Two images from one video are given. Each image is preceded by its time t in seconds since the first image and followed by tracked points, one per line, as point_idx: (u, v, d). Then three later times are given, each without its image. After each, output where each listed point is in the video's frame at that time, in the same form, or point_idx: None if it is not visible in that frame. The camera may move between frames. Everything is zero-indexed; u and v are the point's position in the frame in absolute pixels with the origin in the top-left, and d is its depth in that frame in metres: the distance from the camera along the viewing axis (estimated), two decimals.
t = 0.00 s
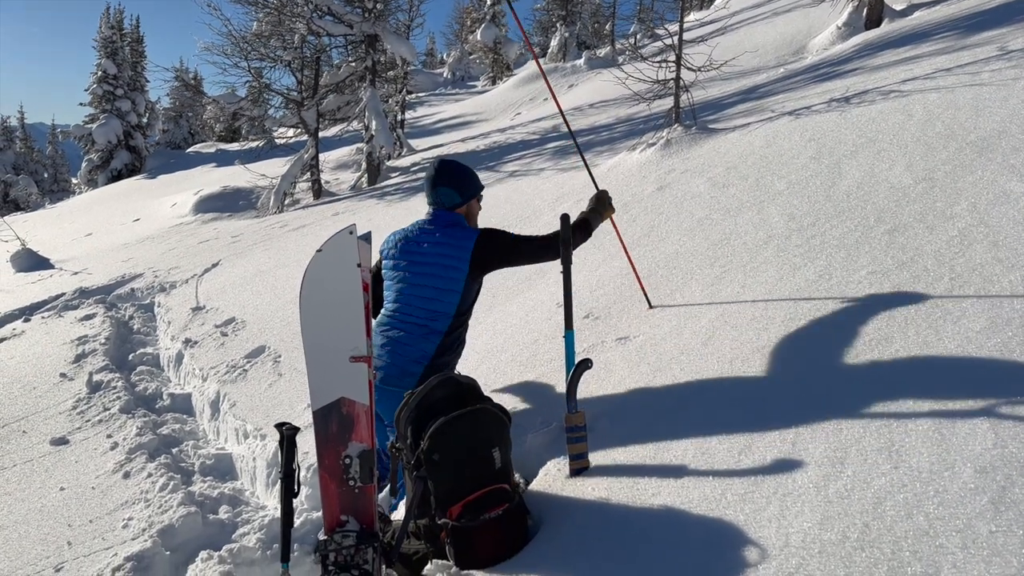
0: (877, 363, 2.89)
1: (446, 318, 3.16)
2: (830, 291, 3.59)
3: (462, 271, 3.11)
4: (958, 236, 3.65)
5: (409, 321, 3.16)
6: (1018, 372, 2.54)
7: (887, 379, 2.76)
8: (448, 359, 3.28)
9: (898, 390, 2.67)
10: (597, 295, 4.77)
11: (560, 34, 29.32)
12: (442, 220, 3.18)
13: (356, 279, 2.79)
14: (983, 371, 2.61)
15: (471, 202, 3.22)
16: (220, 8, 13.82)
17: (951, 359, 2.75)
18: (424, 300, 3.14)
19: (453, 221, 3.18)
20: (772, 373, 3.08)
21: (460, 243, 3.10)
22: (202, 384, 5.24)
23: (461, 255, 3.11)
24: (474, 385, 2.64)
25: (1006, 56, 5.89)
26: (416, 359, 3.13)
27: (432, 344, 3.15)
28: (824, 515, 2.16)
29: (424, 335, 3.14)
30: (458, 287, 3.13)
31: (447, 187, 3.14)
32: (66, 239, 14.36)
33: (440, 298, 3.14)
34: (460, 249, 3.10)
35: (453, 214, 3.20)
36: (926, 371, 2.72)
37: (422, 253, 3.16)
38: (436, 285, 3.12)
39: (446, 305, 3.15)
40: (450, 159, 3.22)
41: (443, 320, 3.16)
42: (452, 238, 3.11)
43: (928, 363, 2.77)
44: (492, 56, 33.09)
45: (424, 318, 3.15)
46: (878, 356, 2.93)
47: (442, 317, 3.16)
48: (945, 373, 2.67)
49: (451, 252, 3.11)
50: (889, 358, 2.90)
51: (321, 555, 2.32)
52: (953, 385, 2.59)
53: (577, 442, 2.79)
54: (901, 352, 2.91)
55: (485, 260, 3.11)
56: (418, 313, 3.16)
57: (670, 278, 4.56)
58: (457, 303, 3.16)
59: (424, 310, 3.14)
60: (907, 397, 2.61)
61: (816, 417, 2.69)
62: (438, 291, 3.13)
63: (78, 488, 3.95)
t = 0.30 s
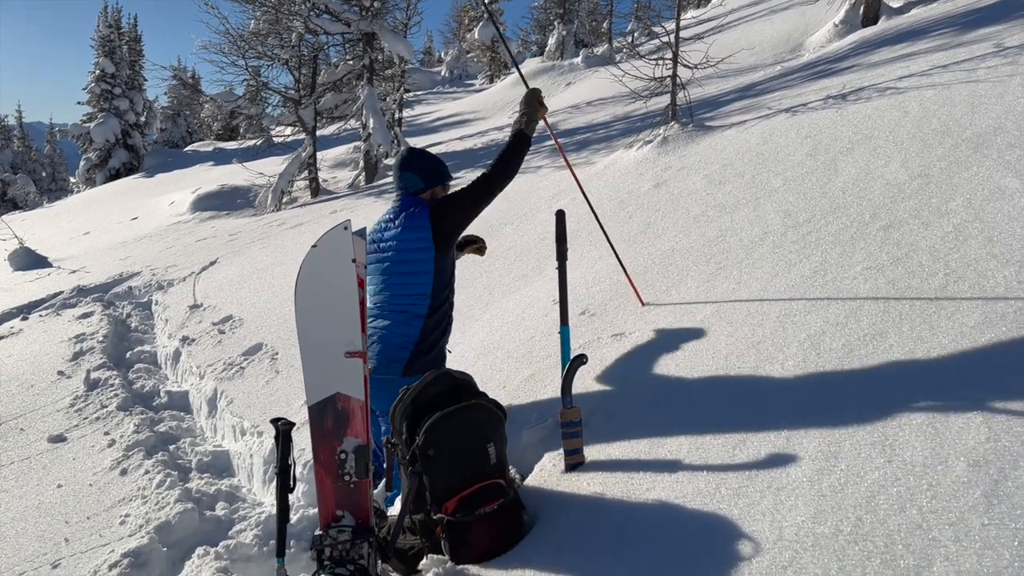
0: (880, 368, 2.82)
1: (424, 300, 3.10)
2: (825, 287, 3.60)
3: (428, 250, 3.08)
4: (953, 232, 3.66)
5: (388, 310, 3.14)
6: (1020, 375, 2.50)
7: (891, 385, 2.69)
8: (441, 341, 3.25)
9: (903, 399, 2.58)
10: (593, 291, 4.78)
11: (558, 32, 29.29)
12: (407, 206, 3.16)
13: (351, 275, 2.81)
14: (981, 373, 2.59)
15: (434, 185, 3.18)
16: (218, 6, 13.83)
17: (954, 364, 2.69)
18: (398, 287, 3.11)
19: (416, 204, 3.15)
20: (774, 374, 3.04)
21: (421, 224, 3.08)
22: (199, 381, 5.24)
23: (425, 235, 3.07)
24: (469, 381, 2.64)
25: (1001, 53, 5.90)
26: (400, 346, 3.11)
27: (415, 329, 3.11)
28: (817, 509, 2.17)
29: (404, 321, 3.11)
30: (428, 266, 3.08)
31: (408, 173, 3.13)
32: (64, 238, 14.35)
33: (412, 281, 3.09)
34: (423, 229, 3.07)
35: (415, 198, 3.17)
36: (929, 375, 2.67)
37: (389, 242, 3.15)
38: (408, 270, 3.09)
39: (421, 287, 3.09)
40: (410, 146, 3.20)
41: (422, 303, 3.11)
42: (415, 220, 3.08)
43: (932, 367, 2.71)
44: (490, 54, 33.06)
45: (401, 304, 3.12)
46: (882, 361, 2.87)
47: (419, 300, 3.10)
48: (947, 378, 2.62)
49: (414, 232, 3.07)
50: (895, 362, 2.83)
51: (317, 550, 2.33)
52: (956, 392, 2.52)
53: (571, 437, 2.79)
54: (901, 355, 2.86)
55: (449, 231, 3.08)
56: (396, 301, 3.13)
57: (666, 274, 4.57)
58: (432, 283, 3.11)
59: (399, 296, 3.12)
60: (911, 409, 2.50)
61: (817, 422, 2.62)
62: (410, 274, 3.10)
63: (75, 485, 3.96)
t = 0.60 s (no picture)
0: (884, 371, 2.77)
1: (396, 291, 3.00)
2: (821, 285, 3.62)
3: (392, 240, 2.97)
4: (949, 230, 3.67)
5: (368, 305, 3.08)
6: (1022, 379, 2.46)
7: (895, 388, 2.65)
8: (430, 326, 3.13)
9: (904, 407, 2.52)
10: (591, 290, 4.79)
11: (555, 32, 29.29)
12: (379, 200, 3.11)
13: (350, 273, 2.81)
14: (979, 376, 2.55)
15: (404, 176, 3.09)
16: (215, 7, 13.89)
17: (956, 368, 2.64)
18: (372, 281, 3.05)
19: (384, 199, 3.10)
20: (778, 374, 3.02)
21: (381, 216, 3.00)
22: (198, 381, 5.25)
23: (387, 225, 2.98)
24: (468, 378, 2.66)
25: (997, 52, 5.92)
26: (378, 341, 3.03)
27: (393, 319, 3.00)
28: (813, 505, 2.19)
29: (382, 313, 3.03)
30: (393, 256, 2.97)
31: (378, 168, 3.10)
32: (62, 238, 14.34)
33: (381, 273, 3.00)
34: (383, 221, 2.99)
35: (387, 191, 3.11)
36: (930, 377, 2.64)
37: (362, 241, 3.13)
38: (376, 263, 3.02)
39: (392, 278, 2.99)
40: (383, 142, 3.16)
41: (394, 293, 3.00)
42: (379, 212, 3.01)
43: (935, 370, 2.67)
44: (488, 54, 33.07)
45: (376, 298, 3.03)
46: (887, 364, 2.82)
47: (391, 292, 3.00)
48: (949, 382, 2.58)
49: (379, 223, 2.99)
50: (900, 365, 2.77)
51: (316, 548, 2.35)
52: (960, 396, 2.48)
53: (569, 435, 2.81)
54: (901, 358, 2.82)
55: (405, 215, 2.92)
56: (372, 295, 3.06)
57: (663, 273, 4.59)
58: (402, 272, 2.99)
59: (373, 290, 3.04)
60: (910, 417, 2.46)
61: (816, 425, 2.59)
62: (378, 266, 3.00)
63: (74, 485, 3.96)
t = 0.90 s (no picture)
0: (880, 372, 2.78)
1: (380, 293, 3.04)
2: (817, 285, 3.64)
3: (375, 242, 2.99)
4: (944, 230, 3.69)
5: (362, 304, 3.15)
6: (1017, 382, 2.46)
7: (891, 390, 2.65)
8: (420, 326, 3.13)
9: (900, 410, 2.52)
10: (588, 290, 4.81)
11: (553, 33, 29.32)
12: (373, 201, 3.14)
13: (348, 275, 2.84)
14: (974, 379, 2.56)
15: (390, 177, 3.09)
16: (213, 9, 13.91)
17: (950, 368, 2.65)
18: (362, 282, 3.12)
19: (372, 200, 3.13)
20: (776, 374, 3.03)
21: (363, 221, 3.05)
22: (196, 382, 5.26)
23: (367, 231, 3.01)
24: (464, 379, 2.67)
25: (993, 52, 5.95)
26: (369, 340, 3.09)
27: (379, 321, 3.05)
28: (808, 503, 2.20)
29: (371, 314, 3.08)
30: (374, 260, 3.00)
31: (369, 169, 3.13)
32: (59, 240, 14.33)
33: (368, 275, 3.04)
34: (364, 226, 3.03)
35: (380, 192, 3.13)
36: (928, 379, 2.64)
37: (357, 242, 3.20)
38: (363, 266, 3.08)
39: (376, 280, 3.03)
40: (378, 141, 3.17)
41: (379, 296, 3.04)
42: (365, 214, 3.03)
43: (930, 372, 2.67)
44: (485, 55, 33.10)
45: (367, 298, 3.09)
46: (884, 365, 2.81)
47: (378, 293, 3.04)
48: (944, 385, 2.58)
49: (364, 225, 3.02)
50: (897, 367, 2.77)
51: (316, 547, 2.36)
52: (957, 400, 2.47)
53: (566, 435, 2.82)
54: (897, 359, 2.82)
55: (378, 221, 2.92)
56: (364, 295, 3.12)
57: (660, 273, 4.61)
58: (384, 275, 3.01)
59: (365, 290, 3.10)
60: (904, 420, 2.46)
61: (811, 426, 2.60)
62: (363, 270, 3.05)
63: (73, 487, 3.97)
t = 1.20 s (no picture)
0: (875, 374, 2.79)
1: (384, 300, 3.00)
2: (812, 286, 3.66)
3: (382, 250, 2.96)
4: (938, 230, 3.72)
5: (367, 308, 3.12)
6: (1010, 382, 2.49)
7: (885, 391, 2.66)
8: (425, 334, 3.10)
9: (895, 411, 2.53)
10: (586, 292, 4.83)
11: (551, 36, 29.37)
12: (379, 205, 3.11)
13: (345, 276, 2.88)
14: (966, 380, 2.57)
15: (400, 181, 3.06)
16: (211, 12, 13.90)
17: (942, 368, 2.67)
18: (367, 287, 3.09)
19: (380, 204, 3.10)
20: (772, 374, 3.05)
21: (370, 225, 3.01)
22: (194, 385, 5.27)
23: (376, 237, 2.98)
24: (462, 379, 2.68)
25: (988, 53, 5.98)
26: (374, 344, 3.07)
27: (383, 328, 3.02)
28: (802, 501, 2.22)
29: (374, 320, 3.06)
30: (379, 266, 2.98)
31: (376, 172, 3.08)
32: (58, 243, 14.34)
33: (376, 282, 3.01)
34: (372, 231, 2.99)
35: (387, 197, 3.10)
36: (920, 380, 2.66)
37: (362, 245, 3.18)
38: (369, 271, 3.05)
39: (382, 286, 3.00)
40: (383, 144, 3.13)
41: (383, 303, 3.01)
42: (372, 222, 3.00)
43: (925, 373, 2.68)
44: (483, 57, 33.22)
45: (372, 304, 3.06)
46: (878, 365, 2.84)
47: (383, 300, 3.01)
48: (937, 385, 2.60)
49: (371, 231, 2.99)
50: (890, 366, 2.79)
51: (314, 548, 2.38)
52: (950, 400, 2.48)
53: (563, 434, 2.84)
54: (891, 359, 2.83)
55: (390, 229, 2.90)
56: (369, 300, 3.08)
57: (657, 274, 4.63)
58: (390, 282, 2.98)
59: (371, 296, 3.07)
60: (897, 420, 2.48)
61: (806, 428, 2.61)
62: (366, 275, 3.01)
63: (72, 489, 3.98)
